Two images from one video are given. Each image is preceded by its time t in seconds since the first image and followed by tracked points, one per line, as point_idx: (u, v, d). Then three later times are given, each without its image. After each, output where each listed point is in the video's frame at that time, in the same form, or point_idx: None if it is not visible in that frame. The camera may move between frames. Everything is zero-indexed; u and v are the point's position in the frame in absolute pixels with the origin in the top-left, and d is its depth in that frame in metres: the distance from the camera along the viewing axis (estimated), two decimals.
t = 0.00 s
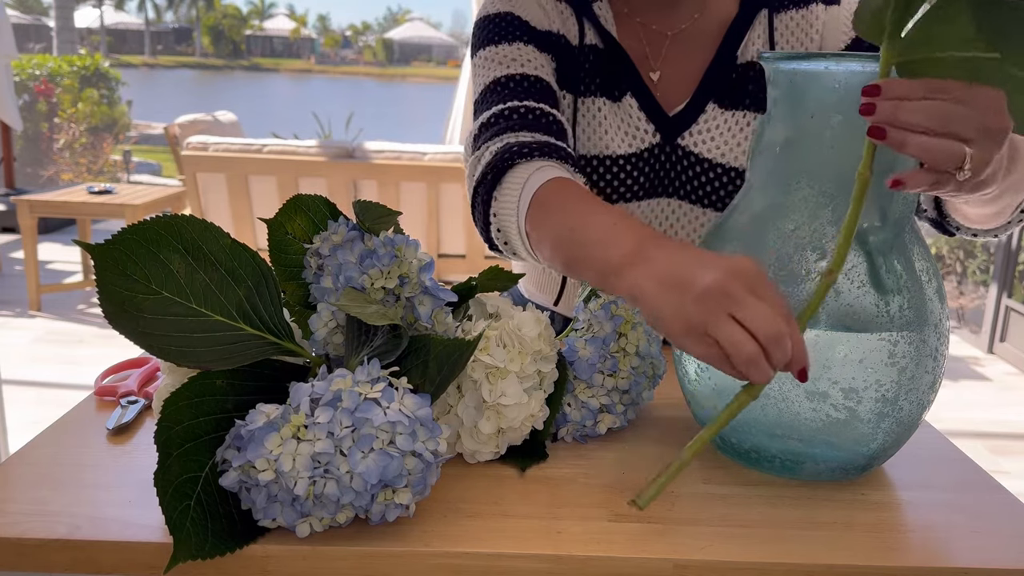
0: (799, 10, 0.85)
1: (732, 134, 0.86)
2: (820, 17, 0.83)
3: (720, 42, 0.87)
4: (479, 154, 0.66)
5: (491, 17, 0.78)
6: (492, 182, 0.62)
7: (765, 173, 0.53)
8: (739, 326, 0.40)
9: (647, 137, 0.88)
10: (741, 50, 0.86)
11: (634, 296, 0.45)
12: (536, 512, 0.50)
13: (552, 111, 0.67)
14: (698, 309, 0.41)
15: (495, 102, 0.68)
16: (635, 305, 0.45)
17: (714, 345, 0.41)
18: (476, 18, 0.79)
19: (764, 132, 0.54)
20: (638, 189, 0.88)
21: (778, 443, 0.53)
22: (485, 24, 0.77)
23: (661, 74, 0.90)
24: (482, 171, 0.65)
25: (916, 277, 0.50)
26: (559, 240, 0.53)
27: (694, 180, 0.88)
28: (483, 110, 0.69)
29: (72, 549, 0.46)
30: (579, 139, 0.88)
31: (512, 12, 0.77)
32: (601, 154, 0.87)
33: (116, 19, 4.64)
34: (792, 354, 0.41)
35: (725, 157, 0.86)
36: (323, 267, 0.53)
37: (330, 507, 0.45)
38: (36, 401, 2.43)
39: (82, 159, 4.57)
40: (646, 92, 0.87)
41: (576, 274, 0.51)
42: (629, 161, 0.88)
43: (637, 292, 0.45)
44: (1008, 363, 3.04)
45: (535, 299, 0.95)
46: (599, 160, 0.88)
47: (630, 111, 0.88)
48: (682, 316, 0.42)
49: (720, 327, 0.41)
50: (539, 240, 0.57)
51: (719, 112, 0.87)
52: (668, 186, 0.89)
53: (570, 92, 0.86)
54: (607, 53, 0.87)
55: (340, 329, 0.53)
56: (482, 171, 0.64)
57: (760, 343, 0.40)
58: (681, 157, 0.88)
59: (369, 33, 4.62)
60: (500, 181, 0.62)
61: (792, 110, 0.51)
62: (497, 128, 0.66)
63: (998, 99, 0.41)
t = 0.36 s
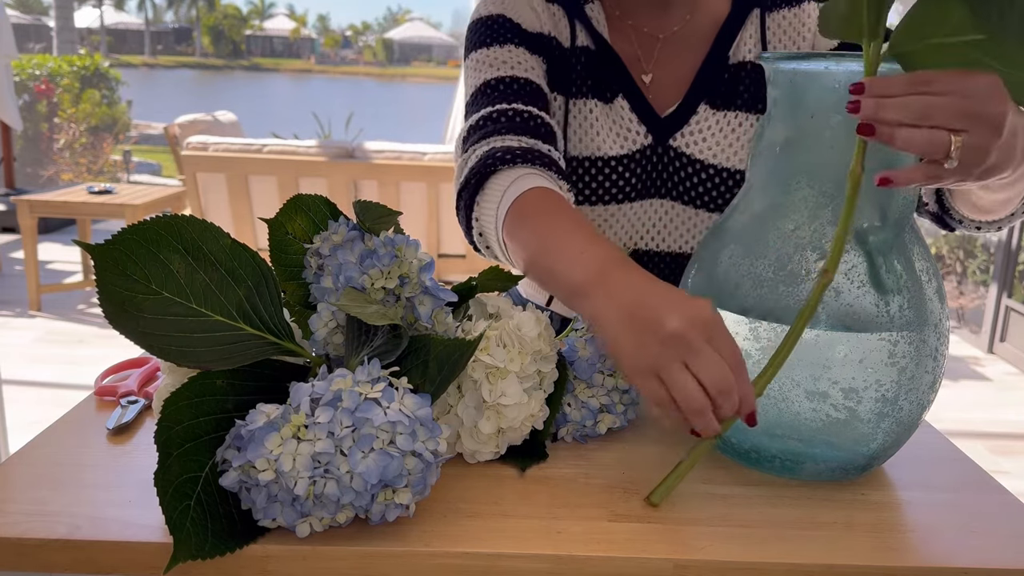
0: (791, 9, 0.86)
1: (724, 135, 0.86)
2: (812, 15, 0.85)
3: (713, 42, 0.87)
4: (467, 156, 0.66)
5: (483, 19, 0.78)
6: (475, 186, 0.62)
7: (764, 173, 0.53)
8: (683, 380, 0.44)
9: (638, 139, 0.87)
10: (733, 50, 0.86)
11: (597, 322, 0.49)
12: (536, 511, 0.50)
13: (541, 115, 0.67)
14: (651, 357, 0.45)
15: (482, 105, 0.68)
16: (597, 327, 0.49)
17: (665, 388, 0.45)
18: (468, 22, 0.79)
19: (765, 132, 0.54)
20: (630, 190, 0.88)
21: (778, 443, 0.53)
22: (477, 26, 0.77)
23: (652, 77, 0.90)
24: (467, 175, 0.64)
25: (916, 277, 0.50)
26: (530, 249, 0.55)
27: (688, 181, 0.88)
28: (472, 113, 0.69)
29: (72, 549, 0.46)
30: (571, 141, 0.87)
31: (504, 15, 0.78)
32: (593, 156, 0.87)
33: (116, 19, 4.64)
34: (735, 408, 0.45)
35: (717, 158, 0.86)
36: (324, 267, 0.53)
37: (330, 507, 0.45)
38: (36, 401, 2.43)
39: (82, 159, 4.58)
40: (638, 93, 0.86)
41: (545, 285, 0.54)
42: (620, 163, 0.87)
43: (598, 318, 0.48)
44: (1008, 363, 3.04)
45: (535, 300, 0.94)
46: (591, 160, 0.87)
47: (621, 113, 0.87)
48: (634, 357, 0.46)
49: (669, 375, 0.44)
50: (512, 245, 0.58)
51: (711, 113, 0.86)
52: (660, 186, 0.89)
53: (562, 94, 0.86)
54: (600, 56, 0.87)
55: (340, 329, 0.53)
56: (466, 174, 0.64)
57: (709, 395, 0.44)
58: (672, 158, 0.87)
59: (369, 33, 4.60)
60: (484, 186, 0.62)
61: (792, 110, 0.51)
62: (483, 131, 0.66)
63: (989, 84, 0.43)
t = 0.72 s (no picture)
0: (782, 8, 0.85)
1: (716, 134, 0.86)
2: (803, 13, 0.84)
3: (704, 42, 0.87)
4: (463, 156, 0.66)
5: (478, 21, 0.78)
6: (473, 185, 0.62)
7: (764, 173, 0.53)
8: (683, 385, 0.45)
9: (631, 140, 0.87)
10: (724, 49, 0.86)
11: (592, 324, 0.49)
12: (536, 511, 0.50)
13: (537, 114, 0.67)
14: (653, 361, 0.46)
15: (479, 103, 0.68)
16: (593, 329, 0.49)
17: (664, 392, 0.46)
18: (464, 25, 0.80)
19: (765, 132, 0.54)
20: (623, 190, 0.89)
21: (778, 444, 0.53)
22: (471, 28, 0.78)
23: (644, 80, 0.90)
24: (463, 173, 0.64)
25: (916, 277, 0.50)
26: (530, 248, 0.55)
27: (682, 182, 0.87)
28: (468, 113, 0.69)
29: (72, 549, 0.46)
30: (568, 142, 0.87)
31: (497, 16, 0.78)
32: (586, 156, 0.87)
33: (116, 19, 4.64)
34: (730, 414, 0.46)
35: (717, 159, 0.86)
36: (323, 267, 0.53)
37: (330, 507, 0.45)
38: (36, 401, 2.43)
39: (81, 159, 4.58)
40: (630, 95, 0.86)
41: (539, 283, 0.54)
42: (613, 163, 0.87)
43: (596, 320, 0.49)
44: (1009, 363, 3.04)
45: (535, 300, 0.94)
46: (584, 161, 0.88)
47: (614, 114, 0.87)
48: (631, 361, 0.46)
49: (670, 378, 0.45)
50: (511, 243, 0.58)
51: (703, 113, 0.86)
52: (655, 187, 0.89)
53: (555, 94, 0.86)
54: (595, 57, 0.87)
55: (340, 329, 0.53)
56: (463, 173, 0.64)
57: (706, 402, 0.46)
58: (665, 159, 0.88)
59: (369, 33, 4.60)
60: (480, 185, 0.62)
61: (792, 109, 0.51)
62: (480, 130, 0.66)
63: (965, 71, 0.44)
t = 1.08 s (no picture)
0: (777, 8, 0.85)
1: (714, 134, 0.86)
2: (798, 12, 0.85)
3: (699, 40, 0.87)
4: (463, 154, 0.66)
5: (475, 23, 0.78)
6: (476, 183, 0.62)
7: (764, 173, 0.53)
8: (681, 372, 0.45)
9: (628, 140, 0.87)
10: (719, 50, 0.86)
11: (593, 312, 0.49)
12: (536, 511, 0.50)
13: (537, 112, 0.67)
14: (654, 346, 0.45)
15: (480, 101, 0.68)
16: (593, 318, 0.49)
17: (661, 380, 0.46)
18: (461, 26, 0.80)
19: (765, 132, 0.54)
20: (621, 191, 0.88)
21: (778, 444, 0.53)
22: (470, 28, 0.77)
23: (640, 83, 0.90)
24: (464, 171, 0.64)
25: (917, 277, 0.50)
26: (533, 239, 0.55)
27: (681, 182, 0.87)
28: (467, 112, 0.69)
29: (71, 549, 0.46)
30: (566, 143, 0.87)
31: (495, 17, 0.78)
32: (584, 157, 0.87)
33: (116, 19, 4.64)
34: (722, 412, 0.46)
35: (714, 160, 0.86)
36: (323, 267, 0.53)
37: (330, 507, 0.45)
38: (36, 402, 2.43)
39: (82, 159, 4.58)
40: (629, 97, 0.86)
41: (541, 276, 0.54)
42: (610, 163, 0.87)
43: (597, 308, 0.49)
44: (1009, 363, 3.03)
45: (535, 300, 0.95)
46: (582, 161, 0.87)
47: (610, 114, 0.87)
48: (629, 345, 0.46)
49: (670, 365, 0.45)
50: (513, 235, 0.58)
51: (700, 113, 0.86)
52: (653, 187, 0.89)
53: (554, 94, 0.86)
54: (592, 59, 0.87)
55: (340, 329, 0.53)
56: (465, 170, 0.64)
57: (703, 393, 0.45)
58: (663, 158, 0.88)
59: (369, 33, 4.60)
60: (483, 181, 0.62)
61: (792, 109, 0.51)
62: (481, 127, 0.66)
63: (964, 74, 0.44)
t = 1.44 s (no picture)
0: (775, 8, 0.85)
1: (712, 133, 0.86)
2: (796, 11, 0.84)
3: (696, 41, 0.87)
4: (468, 146, 0.66)
5: (476, 18, 0.78)
6: (484, 172, 0.62)
7: (764, 172, 0.53)
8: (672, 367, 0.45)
9: (626, 138, 0.87)
10: (718, 48, 0.85)
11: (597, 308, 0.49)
12: (536, 511, 0.50)
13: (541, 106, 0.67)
14: (646, 334, 0.45)
15: (487, 92, 0.68)
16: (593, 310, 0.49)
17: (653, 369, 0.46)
18: (462, 23, 0.80)
19: (765, 132, 0.54)
20: (619, 190, 0.88)
21: (778, 443, 0.53)
22: (473, 23, 0.77)
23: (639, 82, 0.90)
24: (469, 163, 0.64)
25: (916, 277, 0.50)
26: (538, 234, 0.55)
27: (679, 181, 0.87)
28: (470, 105, 0.69)
29: (71, 549, 0.46)
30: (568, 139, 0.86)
31: (495, 14, 0.78)
32: (583, 155, 0.86)
33: (116, 19, 4.64)
34: (711, 408, 0.45)
35: (711, 158, 0.86)
36: (323, 267, 0.53)
37: (330, 507, 0.45)
38: (36, 402, 2.43)
39: (81, 159, 4.57)
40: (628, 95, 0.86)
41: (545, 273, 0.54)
42: (610, 162, 0.87)
43: (597, 301, 0.49)
44: (1009, 363, 3.03)
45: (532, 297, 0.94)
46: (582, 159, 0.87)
47: (610, 113, 0.87)
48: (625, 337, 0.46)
49: (661, 352, 0.45)
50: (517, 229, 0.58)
51: (699, 113, 0.86)
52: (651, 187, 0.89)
53: (554, 91, 0.85)
54: (591, 57, 0.87)
55: (340, 329, 0.53)
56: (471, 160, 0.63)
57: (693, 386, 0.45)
58: (660, 157, 0.87)
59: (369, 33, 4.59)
60: (490, 173, 0.62)
61: (791, 109, 0.52)
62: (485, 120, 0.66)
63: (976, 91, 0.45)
